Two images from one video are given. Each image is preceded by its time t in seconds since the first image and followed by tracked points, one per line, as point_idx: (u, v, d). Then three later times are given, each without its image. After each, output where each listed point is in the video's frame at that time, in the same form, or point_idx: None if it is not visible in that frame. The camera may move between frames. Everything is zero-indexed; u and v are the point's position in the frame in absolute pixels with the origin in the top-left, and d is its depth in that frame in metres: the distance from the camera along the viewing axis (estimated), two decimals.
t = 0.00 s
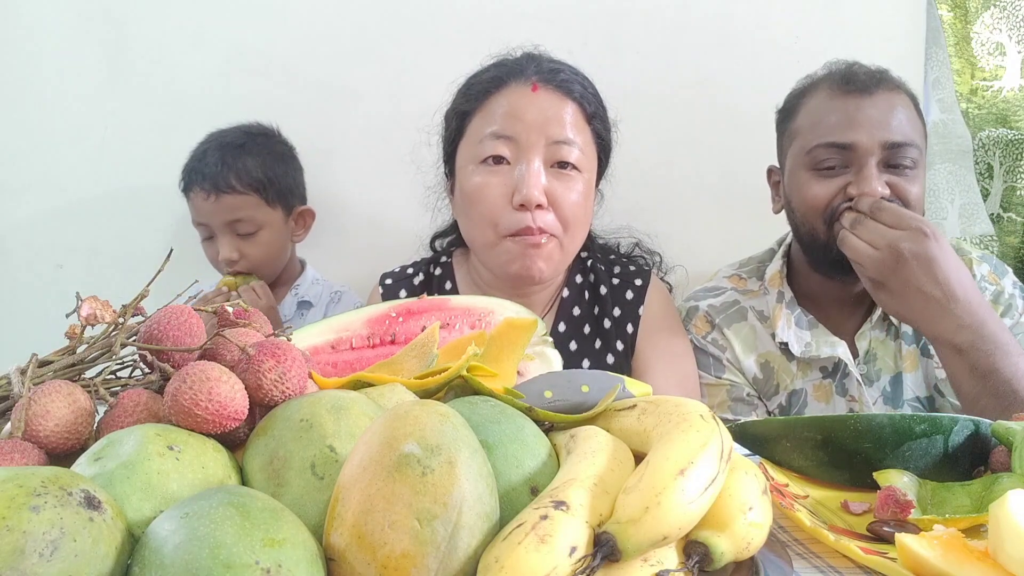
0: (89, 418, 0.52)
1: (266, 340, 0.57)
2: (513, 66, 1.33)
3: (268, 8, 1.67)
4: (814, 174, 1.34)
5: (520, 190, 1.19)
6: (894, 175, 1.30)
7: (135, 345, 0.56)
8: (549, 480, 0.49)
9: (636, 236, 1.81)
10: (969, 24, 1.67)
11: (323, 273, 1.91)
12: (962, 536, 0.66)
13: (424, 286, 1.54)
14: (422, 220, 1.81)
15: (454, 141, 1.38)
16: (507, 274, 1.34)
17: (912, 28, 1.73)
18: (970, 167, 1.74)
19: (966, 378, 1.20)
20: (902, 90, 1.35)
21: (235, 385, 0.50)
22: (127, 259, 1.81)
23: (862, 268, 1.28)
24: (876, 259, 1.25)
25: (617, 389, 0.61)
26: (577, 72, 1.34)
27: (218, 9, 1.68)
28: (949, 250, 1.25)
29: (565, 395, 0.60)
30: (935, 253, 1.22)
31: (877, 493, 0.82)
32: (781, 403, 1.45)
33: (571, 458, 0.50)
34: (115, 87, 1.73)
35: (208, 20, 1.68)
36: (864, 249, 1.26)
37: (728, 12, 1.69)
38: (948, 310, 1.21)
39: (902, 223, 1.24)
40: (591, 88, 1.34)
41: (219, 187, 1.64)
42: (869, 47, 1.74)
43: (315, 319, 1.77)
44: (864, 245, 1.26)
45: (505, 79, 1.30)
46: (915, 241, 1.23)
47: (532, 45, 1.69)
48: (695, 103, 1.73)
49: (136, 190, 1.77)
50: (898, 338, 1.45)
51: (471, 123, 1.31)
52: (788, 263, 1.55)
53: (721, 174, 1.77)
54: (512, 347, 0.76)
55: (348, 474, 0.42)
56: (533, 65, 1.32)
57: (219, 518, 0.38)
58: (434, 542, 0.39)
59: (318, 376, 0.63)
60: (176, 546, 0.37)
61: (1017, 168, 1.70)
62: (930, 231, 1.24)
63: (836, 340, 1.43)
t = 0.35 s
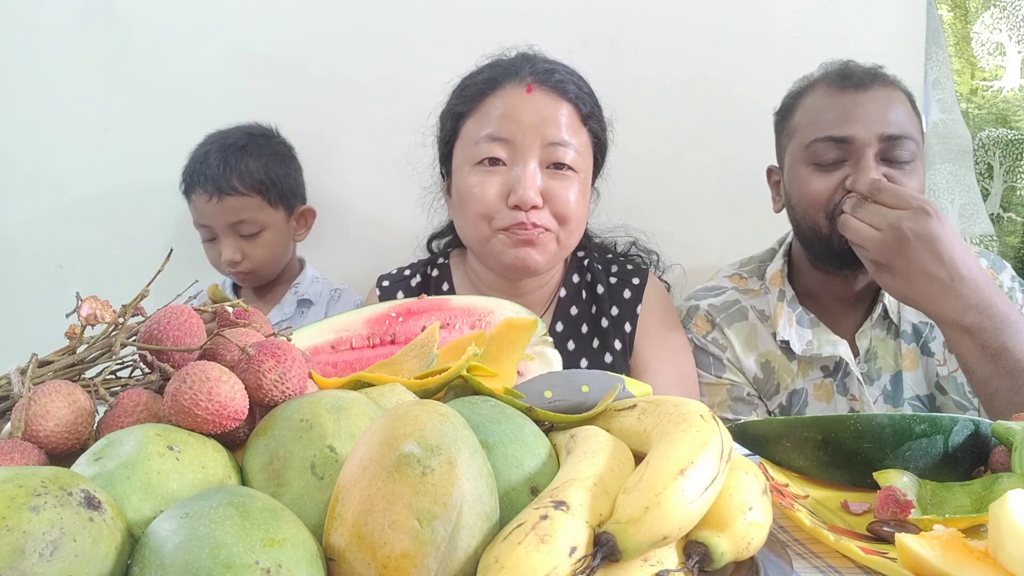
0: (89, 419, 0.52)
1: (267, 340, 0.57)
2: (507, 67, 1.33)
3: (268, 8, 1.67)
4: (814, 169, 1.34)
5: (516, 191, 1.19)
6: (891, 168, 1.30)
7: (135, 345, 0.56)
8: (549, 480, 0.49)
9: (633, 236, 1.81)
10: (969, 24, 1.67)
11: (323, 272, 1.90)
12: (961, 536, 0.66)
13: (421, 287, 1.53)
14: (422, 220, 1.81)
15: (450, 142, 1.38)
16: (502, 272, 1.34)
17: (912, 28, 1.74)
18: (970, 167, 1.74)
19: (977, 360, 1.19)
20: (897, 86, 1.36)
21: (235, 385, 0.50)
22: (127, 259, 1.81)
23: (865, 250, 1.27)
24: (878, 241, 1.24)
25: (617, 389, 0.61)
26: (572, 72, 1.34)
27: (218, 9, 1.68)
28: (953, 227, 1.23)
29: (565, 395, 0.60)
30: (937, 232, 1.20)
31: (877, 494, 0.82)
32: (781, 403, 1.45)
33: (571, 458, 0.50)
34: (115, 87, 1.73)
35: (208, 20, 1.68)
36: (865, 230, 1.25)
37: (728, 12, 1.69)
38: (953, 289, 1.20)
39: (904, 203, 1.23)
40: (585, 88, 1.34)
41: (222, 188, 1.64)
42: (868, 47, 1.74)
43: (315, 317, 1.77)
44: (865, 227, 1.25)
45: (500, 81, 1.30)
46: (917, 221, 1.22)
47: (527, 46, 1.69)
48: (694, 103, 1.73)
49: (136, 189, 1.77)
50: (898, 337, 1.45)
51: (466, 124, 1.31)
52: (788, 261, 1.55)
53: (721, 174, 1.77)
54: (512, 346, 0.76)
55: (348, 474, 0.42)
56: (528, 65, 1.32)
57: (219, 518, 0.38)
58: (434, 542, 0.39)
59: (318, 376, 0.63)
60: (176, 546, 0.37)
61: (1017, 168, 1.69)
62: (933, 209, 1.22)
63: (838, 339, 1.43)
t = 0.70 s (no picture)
0: (89, 419, 0.52)
1: (267, 340, 0.57)
2: (506, 68, 1.33)
3: (268, 8, 1.67)
4: (812, 168, 1.34)
5: (515, 192, 1.19)
6: (888, 166, 1.30)
7: (135, 345, 0.56)
8: (549, 480, 0.49)
9: (633, 236, 1.81)
10: (969, 24, 1.68)
11: (323, 272, 1.90)
12: (962, 536, 0.66)
13: (421, 288, 1.53)
14: (422, 220, 1.81)
15: (449, 143, 1.38)
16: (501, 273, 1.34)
17: (912, 28, 1.73)
18: (970, 167, 1.74)
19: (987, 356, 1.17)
20: (891, 84, 1.36)
21: (235, 385, 0.50)
22: (127, 259, 1.81)
23: (871, 247, 1.26)
24: (885, 238, 1.24)
25: (617, 389, 0.61)
26: (571, 72, 1.35)
27: (218, 9, 1.68)
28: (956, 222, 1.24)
29: (565, 395, 0.60)
30: (944, 228, 1.21)
31: (877, 493, 0.82)
32: (781, 403, 1.45)
33: (571, 458, 0.50)
34: (114, 87, 1.73)
35: (208, 20, 1.68)
36: (872, 228, 1.24)
37: (729, 11, 1.69)
38: (960, 285, 1.20)
39: (909, 200, 1.23)
40: (584, 89, 1.34)
41: (212, 180, 1.64)
42: (868, 47, 1.74)
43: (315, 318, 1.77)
44: (871, 224, 1.25)
45: (499, 82, 1.30)
46: (923, 218, 1.22)
47: (526, 46, 1.69)
48: (694, 103, 1.73)
49: (135, 190, 1.77)
50: (898, 337, 1.45)
51: (465, 126, 1.31)
52: (788, 261, 1.55)
53: (721, 174, 1.77)
54: (512, 346, 0.76)
55: (348, 474, 0.42)
56: (527, 66, 1.32)
57: (219, 518, 0.38)
58: (434, 542, 0.39)
59: (318, 376, 0.63)
60: (176, 546, 0.37)
61: (1017, 168, 1.69)
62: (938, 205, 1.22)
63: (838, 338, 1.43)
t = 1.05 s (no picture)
0: (89, 418, 0.52)
1: (266, 340, 0.57)
2: (508, 68, 1.33)
3: (268, 8, 1.67)
4: (814, 169, 1.34)
5: (518, 191, 1.19)
6: (888, 164, 1.30)
7: (135, 345, 0.56)
8: (549, 480, 0.49)
9: (634, 236, 1.81)
10: (969, 24, 1.69)
11: (323, 273, 1.90)
12: (961, 536, 0.66)
13: (422, 288, 1.53)
14: (422, 220, 1.81)
15: (450, 143, 1.38)
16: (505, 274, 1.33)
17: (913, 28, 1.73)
18: (970, 168, 1.74)
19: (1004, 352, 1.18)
20: (884, 81, 1.36)
21: (235, 385, 0.50)
22: (127, 259, 1.81)
23: (888, 245, 1.24)
24: (903, 235, 1.22)
25: (616, 389, 0.61)
26: (572, 72, 1.35)
27: (218, 9, 1.68)
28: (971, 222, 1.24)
29: (565, 395, 0.60)
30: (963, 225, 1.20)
31: (877, 493, 0.82)
32: (783, 403, 1.45)
33: (571, 458, 0.50)
34: (114, 87, 1.73)
35: (208, 20, 1.68)
36: (888, 224, 1.22)
37: (729, 11, 1.69)
38: (980, 281, 1.19)
39: (926, 197, 1.22)
40: (586, 88, 1.35)
41: (202, 171, 1.63)
42: (869, 47, 1.74)
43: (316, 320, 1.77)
44: (887, 221, 1.23)
45: (502, 81, 1.30)
46: (943, 214, 1.20)
47: (528, 45, 1.69)
48: (695, 103, 1.73)
49: (135, 190, 1.77)
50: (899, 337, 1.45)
51: (467, 126, 1.31)
52: (789, 261, 1.55)
53: (722, 174, 1.77)
54: (512, 347, 0.76)
55: (348, 474, 0.42)
56: (529, 65, 1.32)
57: (219, 519, 0.38)
58: (434, 542, 0.39)
59: (318, 376, 0.63)
60: (176, 546, 0.37)
61: (1018, 168, 1.69)
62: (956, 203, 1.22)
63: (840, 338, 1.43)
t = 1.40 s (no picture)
0: (89, 418, 0.52)
1: (267, 341, 0.57)
2: (512, 65, 1.33)
3: (268, 8, 1.67)
4: (820, 168, 1.34)
5: (524, 186, 1.19)
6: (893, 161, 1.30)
7: (135, 345, 0.56)
8: (549, 480, 0.49)
9: (635, 236, 1.81)
10: (969, 24, 1.68)
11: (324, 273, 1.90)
12: (962, 536, 0.66)
13: (423, 288, 1.53)
14: (422, 220, 1.81)
15: (454, 142, 1.38)
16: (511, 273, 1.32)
17: (912, 29, 1.73)
18: (970, 168, 1.73)
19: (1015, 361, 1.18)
20: (883, 78, 1.37)
21: (235, 385, 0.50)
22: (127, 260, 1.81)
23: (907, 253, 1.22)
24: (924, 244, 1.20)
25: (616, 389, 0.61)
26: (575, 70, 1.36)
27: (218, 9, 1.68)
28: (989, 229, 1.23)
29: (565, 395, 0.60)
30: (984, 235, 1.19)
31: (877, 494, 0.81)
32: (786, 403, 1.45)
33: (571, 458, 0.50)
34: (114, 88, 1.73)
35: (208, 20, 1.68)
36: (911, 233, 1.21)
37: (729, 12, 1.69)
38: (996, 292, 1.19)
39: (949, 204, 1.20)
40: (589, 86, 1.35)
41: (200, 183, 1.62)
42: (869, 47, 1.74)
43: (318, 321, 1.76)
44: (908, 229, 1.21)
45: (507, 78, 1.30)
46: (965, 223, 1.19)
47: (529, 46, 1.69)
48: (695, 103, 1.73)
49: (134, 190, 1.77)
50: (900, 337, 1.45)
51: (472, 124, 1.31)
52: (790, 261, 1.55)
53: (722, 174, 1.77)
54: (512, 347, 0.76)
55: (348, 474, 0.42)
56: (534, 63, 1.33)
57: (219, 519, 0.38)
58: (434, 542, 0.39)
59: (318, 376, 0.63)
60: (176, 546, 0.37)
61: (1017, 168, 1.68)
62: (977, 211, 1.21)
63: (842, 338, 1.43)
